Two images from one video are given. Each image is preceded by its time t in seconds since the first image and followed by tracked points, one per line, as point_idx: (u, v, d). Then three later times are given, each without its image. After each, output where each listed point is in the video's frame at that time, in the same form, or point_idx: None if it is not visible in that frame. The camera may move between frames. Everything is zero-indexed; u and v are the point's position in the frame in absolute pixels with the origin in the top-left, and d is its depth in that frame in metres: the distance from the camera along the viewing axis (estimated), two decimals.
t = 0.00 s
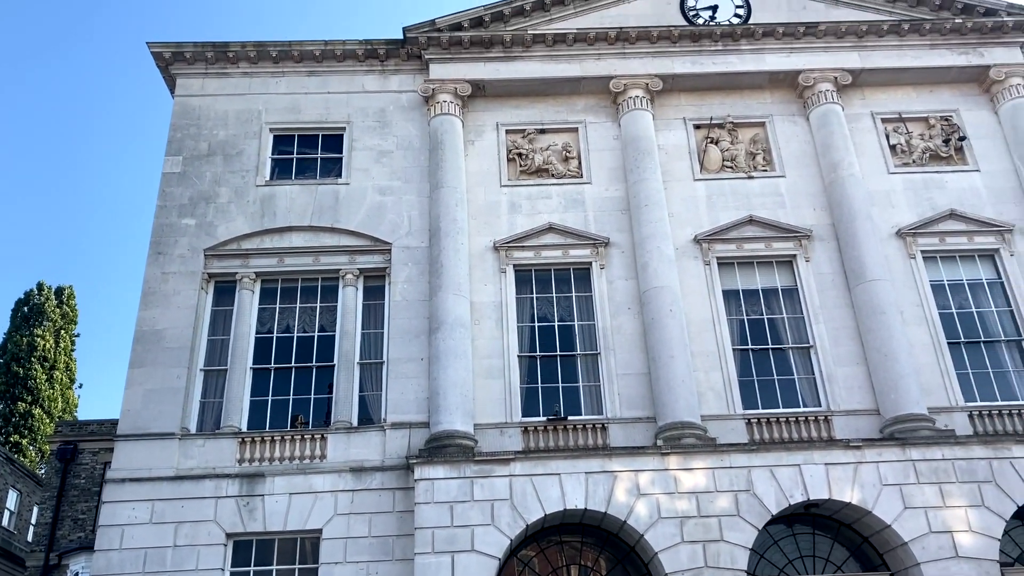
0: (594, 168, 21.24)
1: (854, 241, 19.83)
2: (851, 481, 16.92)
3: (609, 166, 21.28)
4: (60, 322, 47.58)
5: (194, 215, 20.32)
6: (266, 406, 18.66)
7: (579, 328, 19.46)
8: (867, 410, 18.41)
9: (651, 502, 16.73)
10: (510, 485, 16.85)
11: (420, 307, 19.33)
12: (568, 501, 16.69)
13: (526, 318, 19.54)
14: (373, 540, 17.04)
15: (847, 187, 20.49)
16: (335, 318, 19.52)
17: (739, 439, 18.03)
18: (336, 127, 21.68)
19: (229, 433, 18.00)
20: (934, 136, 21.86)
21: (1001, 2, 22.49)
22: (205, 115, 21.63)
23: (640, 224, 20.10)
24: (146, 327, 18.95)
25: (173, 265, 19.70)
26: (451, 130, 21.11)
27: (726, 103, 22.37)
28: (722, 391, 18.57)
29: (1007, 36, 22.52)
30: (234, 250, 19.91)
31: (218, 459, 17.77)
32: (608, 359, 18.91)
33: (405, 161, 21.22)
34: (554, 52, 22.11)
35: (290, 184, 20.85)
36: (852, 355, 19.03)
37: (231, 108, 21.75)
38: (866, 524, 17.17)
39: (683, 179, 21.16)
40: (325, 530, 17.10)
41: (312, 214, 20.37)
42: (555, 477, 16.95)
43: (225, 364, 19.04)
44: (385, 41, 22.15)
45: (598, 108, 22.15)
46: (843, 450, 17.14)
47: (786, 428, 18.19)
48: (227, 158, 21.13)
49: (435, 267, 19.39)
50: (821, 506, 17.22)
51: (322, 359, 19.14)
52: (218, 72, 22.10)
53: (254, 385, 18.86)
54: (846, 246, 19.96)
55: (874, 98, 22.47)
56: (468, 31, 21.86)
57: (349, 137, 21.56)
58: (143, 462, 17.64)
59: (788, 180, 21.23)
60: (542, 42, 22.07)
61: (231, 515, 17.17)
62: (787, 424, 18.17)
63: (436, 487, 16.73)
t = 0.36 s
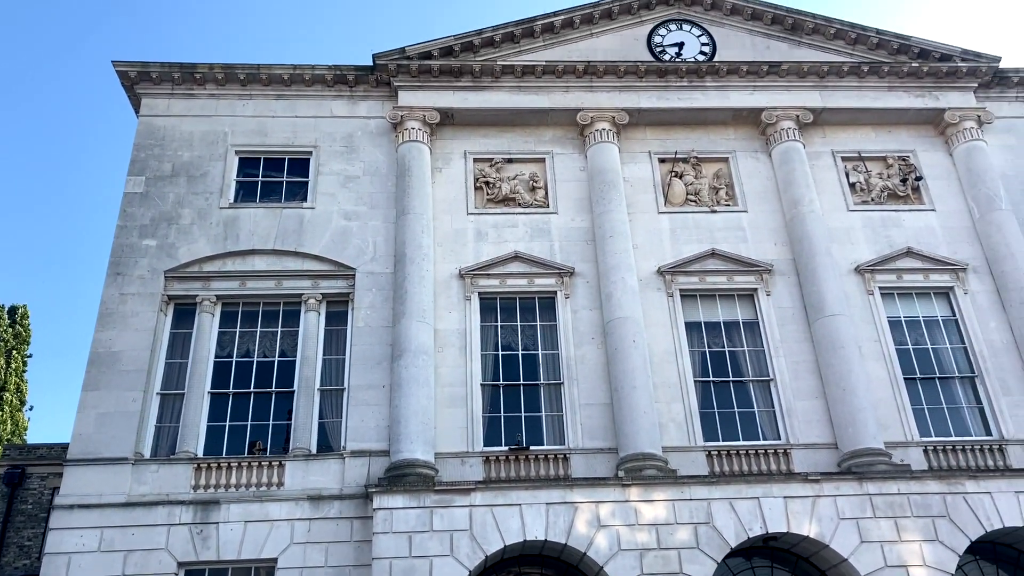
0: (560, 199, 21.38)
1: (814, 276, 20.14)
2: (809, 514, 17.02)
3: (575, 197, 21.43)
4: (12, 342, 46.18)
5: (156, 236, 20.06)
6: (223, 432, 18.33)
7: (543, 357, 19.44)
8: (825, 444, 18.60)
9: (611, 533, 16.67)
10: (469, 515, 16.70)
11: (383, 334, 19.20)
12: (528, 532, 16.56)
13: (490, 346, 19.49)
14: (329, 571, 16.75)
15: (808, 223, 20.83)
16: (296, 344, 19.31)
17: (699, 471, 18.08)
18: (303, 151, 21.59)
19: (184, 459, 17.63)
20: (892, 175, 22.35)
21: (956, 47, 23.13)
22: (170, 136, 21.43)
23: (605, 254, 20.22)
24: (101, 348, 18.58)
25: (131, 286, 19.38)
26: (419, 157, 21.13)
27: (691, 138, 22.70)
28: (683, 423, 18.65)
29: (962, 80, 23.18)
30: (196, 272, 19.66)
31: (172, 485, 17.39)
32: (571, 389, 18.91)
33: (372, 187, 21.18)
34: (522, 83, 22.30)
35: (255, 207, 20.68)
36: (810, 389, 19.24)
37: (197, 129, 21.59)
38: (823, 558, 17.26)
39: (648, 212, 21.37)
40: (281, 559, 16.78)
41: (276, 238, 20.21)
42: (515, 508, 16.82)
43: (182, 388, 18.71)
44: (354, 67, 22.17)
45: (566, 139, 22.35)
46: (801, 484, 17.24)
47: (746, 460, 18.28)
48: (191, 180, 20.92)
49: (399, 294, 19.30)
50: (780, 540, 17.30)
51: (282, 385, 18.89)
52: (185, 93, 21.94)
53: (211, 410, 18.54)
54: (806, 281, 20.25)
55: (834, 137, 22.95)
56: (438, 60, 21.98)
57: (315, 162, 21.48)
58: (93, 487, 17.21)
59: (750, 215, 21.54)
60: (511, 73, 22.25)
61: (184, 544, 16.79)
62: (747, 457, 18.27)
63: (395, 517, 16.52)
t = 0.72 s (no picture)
0: (527, 228, 21.44)
1: (777, 310, 20.36)
2: (770, 547, 17.05)
3: (542, 227, 21.51)
4: None
5: (116, 257, 19.74)
6: (179, 458, 17.95)
7: (507, 386, 19.36)
8: (786, 477, 18.71)
9: (572, 565, 16.55)
10: (430, 546, 16.48)
11: (346, 360, 19.01)
12: (489, 564, 16.38)
13: (455, 374, 19.38)
14: None
15: (770, 257, 21.10)
16: (257, 369, 19.04)
17: (661, 503, 18.06)
18: (269, 174, 21.45)
19: (138, 485, 17.22)
20: (852, 212, 22.75)
21: (914, 89, 23.69)
22: (134, 156, 21.18)
23: (570, 284, 20.28)
24: (56, 371, 18.16)
25: (89, 307, 19.02)
26: (387, 183, 21.10)
27: (657, 171, 22.94)
28: (646, 454, 18.65)
29: (920, 121, 23.74)
30: (156, 295, 19.36)
31: (124, 512, 16.96)
32: (535, 418, 18.83)
33: (339, 212, 21.08)
34: (491, 112, 22.42)
35: (219, 230, 20.46)
36: (772, 422, 19.36)
37: (162, 150, 21.37)
38: None
39: (614, 243, 21.50)
40: None
41: (239, 261, 20.00)
42: (477, 539, 16.64)
43: (138, 413, 18.33)
44: (323, 92, 22.14)
45: (534, 169, 22.47)
46: (762, 517, 17.29)
47: (707, 492, 18.29)
48: (154, 201, 20.67)
49: (363, 320, 19.15)
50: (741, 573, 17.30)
51: (241, 411, 18.58)
52: (150, 113, 21.73)
53: (168, 436, 18.15)
54: (768, 315, 20.46)
55: (797, 173, 23.34)
56: (408, 87, 22.03)
57: (282, 185, 21.34)
58: (42, 514, 16.73)
59: (714, 248, 21.76)
60: (481, 102, 22.36)
61: (135, 573, 16.35)
62: (709, 489, 18.28)
63: (354, 547, 16.26)
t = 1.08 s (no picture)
0: (498, 255, 21.46)
1: (744, 341, 20.50)
2: None
3: (513, 255, 21.53)
4: None
5: (79, 275, 19.43)
6: (137, 482, 17.58)
7: (474, 414, 19.25)
8: (751, 509, 18.74)
9: None
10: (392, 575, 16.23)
11: (312, 385, 18.81)
12: None
13: (422, 401, 19.23)
14: None
15: (738, 289, 21.28)
16: (221, 392, 18.76)
17: (626, 533, 17.99)
18: (239, 196, 21.30)
19: (93, 510, 16.82)
20: (819, 246, 23.05)
21: (879, 128, 24.15)
22: (101, 174, 20.95)
23: (540, 312, 20.29)
24: (12, 391, 17.77)
25: (50, 326, 18.67)
26: (358, 207, 21.03)
27: (627, 202, 23.12)
28: (612, 484, 18.61)
29: (885, 160, 24.18)
30: (119, 314, 19.06)
31: (78, 537, 16.53)
32: (502, 447, 18.72)
33: (308, 235, 20.96)
34: (464, 139, 22.49)
35: (186, 250, 20.23)
36: (737, 454, 19.42)
37: (130, 169, 21.16)
38: None
39: (584, 272, 21.58)
40: None
41: (206, 282, 19.77)
42: (440, 568, 16.42)
43: (96, 435, 17.95)
44: (296, 115, 22.09)
45: (505, 197, 22.54)
46: (727, 549, 17.26)
47: (673, 523, 18.25)
48: (121, 220, 20.41)
49: (330, 344, 18.98)
50: None
51: (203, 434, 18.27)
52: (120, 132, 21.53)
53: (126, 459, 17.78)
54: (735, 346, 20.60)
55: (765, 207, 23.64)
56: (381, 112, 22.05)
57: (251, 207, 21.19)
58: None
59: (683, 279, 21.92)
60: (454, 129, 22.44)
61: None
62: (674, 520, 18.24)
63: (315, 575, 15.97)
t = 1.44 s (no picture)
0: (474, 272, 21.43)
1: (717, 361, 20.59)
2: None
3: (489, 272, 21.52)
4: None
5: (48, 286, 19.16)
6: (103, 497, 17.28)
7: (448, 431, 19.13)
8: (724, 529, 18.76)
9: None
10: None
11: (284, 400, 18.63)
12: None
13: (395, 417, 19.10)
14: None
15: (712, 309, 21.39)
16: (191, 406, 18.52)
17: (598, 553, 17.93)
18: (214, 208, 21.13)
19: (56, 525, 16.50)
20: (792, 268, 23.24)
21: (852, 153, 24.45)
22: (73, 184, 20.72)
23: (515, 330, 20.27)
24: None
25: (16, 337, 18.37)
26: (334, 222, 20.94)
27: (604, 221, 23.20)
28: (585, 503, 18.55)
29: (857, 184, 24.47)
30: (89, 326, 18.80)
31: (40, 552, 16.20)
32: (475, 464, 18.63)
33: (283, 248, 20.82)
34: (442, 155, 22.49)
35: (159, 262, 20.02)
36: (710, 474, 19.45)
37: (103, 179, 20.94)
38: None
39: (560, 290, 21.60)
40: None
41: (178, 295, 19.56)
42: None
43: (61, 448, 17.64)
44: (273, 128, 22.00)
45: (482, 214, 22.54)
46: (698, 569, 17.21)
47: (644, 543, 18.20)
48: (92, 230, 20.18)
49: (303, 359, 18.82)
50: None
51: (172, 449, 18.02)
52: (94, 141, 21.33)
53: (92, 473, 17.48)
54: (709, 366, 20.68)
55: (740, 229, 23.82)
56: (359, 127, 22.01)
57: (226, 219, 21.02)
58: None
59: (658, 298, 22.00)
60: (432, 145, 22.43)
61: None
62: (646, 540, 18.21)
63: None
